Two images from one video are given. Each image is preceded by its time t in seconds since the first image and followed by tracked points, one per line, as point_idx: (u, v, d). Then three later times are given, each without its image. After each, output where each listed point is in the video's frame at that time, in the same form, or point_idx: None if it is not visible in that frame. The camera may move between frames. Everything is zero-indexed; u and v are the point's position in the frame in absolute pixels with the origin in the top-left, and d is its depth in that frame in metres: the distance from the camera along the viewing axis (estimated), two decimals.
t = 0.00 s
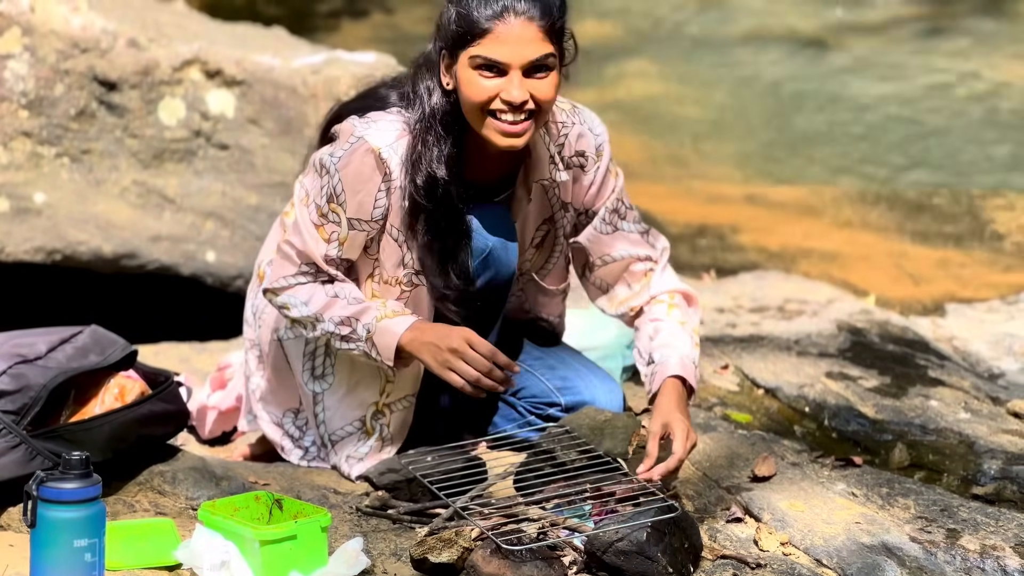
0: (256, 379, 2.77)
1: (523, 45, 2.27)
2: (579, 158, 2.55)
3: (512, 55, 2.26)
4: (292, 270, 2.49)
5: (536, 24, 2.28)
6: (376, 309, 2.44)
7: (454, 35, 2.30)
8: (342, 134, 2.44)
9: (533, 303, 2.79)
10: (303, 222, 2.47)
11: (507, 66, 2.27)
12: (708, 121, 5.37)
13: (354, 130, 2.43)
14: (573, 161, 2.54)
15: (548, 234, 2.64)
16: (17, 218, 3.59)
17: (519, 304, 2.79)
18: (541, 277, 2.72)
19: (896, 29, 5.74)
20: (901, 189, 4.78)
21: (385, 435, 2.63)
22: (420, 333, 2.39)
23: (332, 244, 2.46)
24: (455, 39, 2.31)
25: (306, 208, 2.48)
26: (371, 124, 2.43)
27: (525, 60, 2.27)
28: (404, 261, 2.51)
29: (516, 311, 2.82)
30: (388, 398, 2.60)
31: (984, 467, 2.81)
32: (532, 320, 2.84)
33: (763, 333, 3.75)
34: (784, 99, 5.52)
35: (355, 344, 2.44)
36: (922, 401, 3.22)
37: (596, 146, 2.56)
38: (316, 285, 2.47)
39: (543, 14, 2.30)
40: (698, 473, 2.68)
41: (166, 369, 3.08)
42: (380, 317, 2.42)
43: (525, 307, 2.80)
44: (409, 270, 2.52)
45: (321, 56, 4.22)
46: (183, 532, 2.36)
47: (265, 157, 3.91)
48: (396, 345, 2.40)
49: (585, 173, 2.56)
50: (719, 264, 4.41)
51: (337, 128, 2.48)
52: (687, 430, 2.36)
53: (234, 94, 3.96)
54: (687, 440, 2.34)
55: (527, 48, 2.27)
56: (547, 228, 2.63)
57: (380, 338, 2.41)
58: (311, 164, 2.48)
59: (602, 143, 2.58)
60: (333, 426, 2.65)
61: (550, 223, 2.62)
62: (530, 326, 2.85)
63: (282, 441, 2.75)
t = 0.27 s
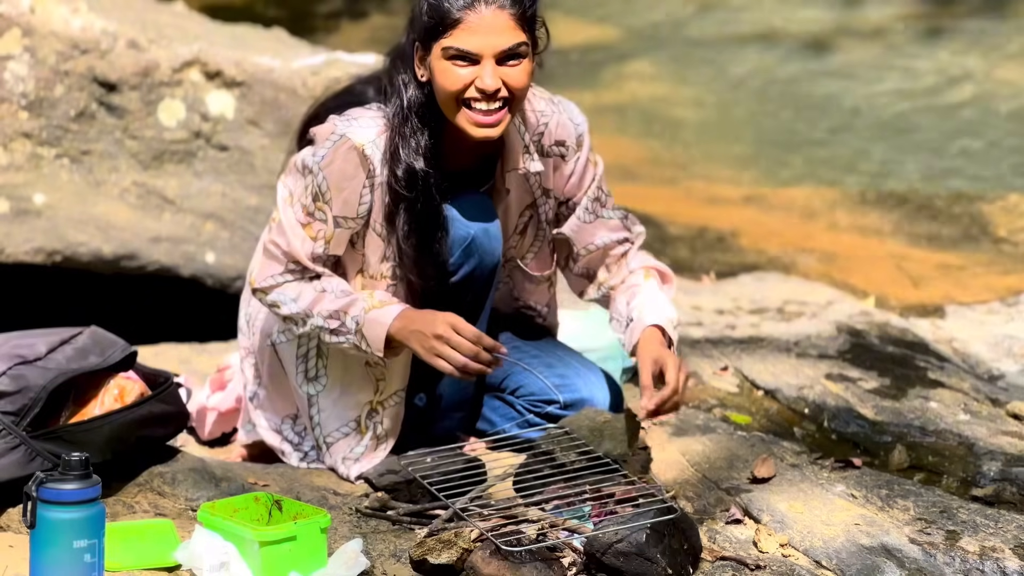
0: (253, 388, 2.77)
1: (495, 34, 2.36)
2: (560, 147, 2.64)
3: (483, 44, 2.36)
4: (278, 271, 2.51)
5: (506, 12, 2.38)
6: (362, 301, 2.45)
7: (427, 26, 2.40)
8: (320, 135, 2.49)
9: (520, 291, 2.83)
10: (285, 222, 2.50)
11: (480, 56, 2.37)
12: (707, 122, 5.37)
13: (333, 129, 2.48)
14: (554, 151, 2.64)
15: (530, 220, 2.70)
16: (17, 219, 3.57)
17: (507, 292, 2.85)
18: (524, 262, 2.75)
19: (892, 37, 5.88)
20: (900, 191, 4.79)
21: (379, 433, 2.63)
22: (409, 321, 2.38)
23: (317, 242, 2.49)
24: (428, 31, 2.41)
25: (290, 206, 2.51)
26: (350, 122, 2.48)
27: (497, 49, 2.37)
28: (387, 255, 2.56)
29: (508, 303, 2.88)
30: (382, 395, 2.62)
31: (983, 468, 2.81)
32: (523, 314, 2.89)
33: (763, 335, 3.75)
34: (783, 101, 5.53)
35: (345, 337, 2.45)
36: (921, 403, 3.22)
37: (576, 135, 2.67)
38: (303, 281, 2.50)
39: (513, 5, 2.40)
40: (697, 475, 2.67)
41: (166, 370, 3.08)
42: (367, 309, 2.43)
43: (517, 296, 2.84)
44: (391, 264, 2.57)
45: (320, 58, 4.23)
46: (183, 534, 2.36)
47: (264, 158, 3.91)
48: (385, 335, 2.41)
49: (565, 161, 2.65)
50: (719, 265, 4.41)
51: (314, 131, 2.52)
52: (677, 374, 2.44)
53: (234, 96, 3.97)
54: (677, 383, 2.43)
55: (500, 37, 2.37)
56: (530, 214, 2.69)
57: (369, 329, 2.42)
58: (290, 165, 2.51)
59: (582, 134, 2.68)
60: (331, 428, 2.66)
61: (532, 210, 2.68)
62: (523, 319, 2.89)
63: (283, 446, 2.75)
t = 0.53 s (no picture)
0: (252, 391, 2.76)
1: (477, 24, 2.37)
2: (544, 139, 2.66)
3: (465, 36, 2.37)
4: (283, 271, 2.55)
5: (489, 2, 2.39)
6: (366, 278, 2.49)
7: (410, 20, 2.41)
8: (306, 135, 2.48)
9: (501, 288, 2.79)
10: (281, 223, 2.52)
11: (463, 48, 2.38)
12: (706, 125, 5.37)
13: (318, 126, 2.48)
14: (536, 141, 2.65)
15: (518, 213, 2.69)
16: (16, 221, 3.57)
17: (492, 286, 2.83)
18: (510, 256, 2.74)
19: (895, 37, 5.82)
20: (899, 193, 4.79)
21: (375, 430, 2.61)
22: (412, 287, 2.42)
23: (313, 238, 2.52)
24: (410, 26, 2.42)
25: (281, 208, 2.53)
26: (335, 118, 2.49)
27: (481, 40, 2.38)
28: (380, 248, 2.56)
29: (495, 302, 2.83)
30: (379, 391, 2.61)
31: (983, 470, 2.81)
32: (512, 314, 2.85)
33: (763, 337, 3.75)
34: (782, 104, 5.53)
35: (354, 319, 2.48)
36: (921, 405, 3.22)
37: (560, 130, 2.67)
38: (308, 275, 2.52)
39: None
40: (697, 477, 2.67)
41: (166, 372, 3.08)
42: (370, 287, 2.47)
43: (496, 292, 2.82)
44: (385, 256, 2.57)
45: (320, 59, 4.23)
46: (183, 536, 2.35)
47: (264, 160, 3.91)
48: (392, 308, 2.44)
49: (548, 155, 2.66)
50: (719, 268, 4.41)
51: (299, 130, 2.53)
52: (581, 248, 2.55)
53: (234, 98, 3.97)
54: (581, 259, 2.52)
55: (483, 28, 2.38)
56: (517, 207, 2.69)
57: (376, 306, 2.45)
58: (279, 169, 2.53)
59: (566, 128, 2.68)
60: (328, 427, 2.65)
61: (518, 203, 2.68)
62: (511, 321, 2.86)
63: (283, 447, 2.74)
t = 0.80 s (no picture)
0: (251, 393, 2.77)
1: (481, 56, 2.37)
2: (529, 131, 2.70)
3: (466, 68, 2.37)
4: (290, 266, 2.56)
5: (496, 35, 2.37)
6: (354, 226, 2.49)
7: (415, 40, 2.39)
8: (303, 121, 2.54)
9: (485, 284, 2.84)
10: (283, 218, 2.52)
11: (463, 77, 2.38)
12: (704, 127, 5.38)
13: (317, 113, 2.53)
14: (520, 132, 2.69)
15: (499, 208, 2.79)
16: (14, 222, 3.56)
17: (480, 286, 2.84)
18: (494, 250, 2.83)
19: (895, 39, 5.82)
20: (897, 195, 4.79)
21: (372, 422, 2.62)
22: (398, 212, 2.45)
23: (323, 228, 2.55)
24: (412, 36, 2.40)
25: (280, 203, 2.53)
26: (331, 106, 2.54)
27: (481, 73, 2.38)
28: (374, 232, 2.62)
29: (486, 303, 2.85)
30: (375, 384, 2.60)
31: (981, 473, 2.81)
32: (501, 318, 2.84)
33: (761, 339, 3.75)
34: (781, 106, 5.54)
35: (358, 262, 2.47)
36: (919, 407, 3.22)
37: (544, 121, 2.71)
38: (309, 264, 2.54)
39: (502, 24, 2.39)
40: (695, 479, 2.67)
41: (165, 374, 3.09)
42: (365, 224, 2.48)
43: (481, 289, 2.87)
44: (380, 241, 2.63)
45: (319, 61, 4.23)
46: (180, 539, 2.35)
47: (262, 162, 3.91)
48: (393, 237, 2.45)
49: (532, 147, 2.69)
50: (717, 270, 4.41)
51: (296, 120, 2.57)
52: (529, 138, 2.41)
53: (232, 100, 3.97)
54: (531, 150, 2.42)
55: (485, 61, 2.38)
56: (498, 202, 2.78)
57: (376, 238, 2.46)
58: (273, 165, 2.54)
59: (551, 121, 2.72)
60: (325, 426, 2.66)
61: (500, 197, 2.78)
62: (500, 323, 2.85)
63: (281, 448, 2.74)
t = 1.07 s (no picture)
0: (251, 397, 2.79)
1: (485, 92, 2.39)
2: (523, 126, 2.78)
3: (467, 97, 2.40)
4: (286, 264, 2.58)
5: (502, 71, 2.37)
6: (360, 227, 2.51)
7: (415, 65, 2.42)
8: (300, 123, 2.57)
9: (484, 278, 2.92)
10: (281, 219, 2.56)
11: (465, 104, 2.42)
12: (704, 129, 5.38)
13: (312, 115, 2.55)
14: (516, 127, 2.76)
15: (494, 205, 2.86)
16: (14, 224, 3.55)
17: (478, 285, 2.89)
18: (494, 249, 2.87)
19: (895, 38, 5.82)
20: (898, 197, 4.79)
21: (372, 421, 2.62)
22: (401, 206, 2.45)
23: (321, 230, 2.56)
24: (417, 59, 2.40)
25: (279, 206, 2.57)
26: (326, 108, 2.55)
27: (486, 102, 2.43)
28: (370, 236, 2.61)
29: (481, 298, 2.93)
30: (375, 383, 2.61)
31: (982, 474, 2.81)
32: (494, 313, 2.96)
33: (762, 341, 3.75)
34: (780, 107, 5.54)
35: (363, 266, 2.48)
36: (920, 409, 3.22)
37: (537, 116, 2.80)
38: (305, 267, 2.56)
39: (508, 57, 2.38)
40: (695, 481, 2.67)
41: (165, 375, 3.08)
42: (370, 228, 2.49)
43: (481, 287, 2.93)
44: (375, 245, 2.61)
45: (319, 62, 4.23)
46: (181, 540, 2.34)
47: (263, 163, 3.91)
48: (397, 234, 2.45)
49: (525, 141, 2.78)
50: (718, 271, 4.41)
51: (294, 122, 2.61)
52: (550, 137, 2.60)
53: (232, 101, 3.97)
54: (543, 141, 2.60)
55: (490, 96, 2.41)
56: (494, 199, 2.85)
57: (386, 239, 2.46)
58: (273, 168, 2.60)
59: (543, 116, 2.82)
60: (325, 427, 2.66)
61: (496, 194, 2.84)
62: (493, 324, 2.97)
63: (278, 452, 2.74)
